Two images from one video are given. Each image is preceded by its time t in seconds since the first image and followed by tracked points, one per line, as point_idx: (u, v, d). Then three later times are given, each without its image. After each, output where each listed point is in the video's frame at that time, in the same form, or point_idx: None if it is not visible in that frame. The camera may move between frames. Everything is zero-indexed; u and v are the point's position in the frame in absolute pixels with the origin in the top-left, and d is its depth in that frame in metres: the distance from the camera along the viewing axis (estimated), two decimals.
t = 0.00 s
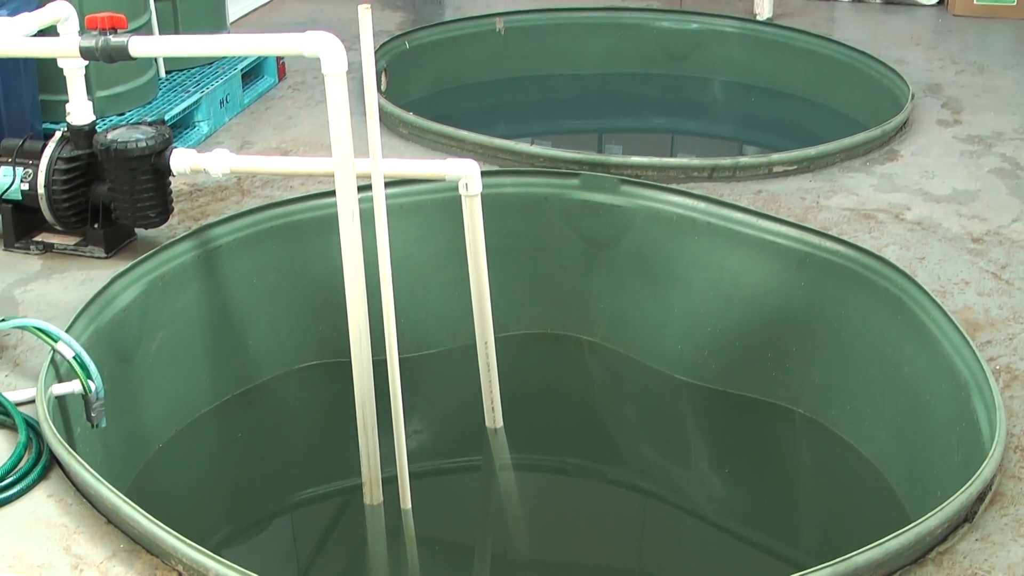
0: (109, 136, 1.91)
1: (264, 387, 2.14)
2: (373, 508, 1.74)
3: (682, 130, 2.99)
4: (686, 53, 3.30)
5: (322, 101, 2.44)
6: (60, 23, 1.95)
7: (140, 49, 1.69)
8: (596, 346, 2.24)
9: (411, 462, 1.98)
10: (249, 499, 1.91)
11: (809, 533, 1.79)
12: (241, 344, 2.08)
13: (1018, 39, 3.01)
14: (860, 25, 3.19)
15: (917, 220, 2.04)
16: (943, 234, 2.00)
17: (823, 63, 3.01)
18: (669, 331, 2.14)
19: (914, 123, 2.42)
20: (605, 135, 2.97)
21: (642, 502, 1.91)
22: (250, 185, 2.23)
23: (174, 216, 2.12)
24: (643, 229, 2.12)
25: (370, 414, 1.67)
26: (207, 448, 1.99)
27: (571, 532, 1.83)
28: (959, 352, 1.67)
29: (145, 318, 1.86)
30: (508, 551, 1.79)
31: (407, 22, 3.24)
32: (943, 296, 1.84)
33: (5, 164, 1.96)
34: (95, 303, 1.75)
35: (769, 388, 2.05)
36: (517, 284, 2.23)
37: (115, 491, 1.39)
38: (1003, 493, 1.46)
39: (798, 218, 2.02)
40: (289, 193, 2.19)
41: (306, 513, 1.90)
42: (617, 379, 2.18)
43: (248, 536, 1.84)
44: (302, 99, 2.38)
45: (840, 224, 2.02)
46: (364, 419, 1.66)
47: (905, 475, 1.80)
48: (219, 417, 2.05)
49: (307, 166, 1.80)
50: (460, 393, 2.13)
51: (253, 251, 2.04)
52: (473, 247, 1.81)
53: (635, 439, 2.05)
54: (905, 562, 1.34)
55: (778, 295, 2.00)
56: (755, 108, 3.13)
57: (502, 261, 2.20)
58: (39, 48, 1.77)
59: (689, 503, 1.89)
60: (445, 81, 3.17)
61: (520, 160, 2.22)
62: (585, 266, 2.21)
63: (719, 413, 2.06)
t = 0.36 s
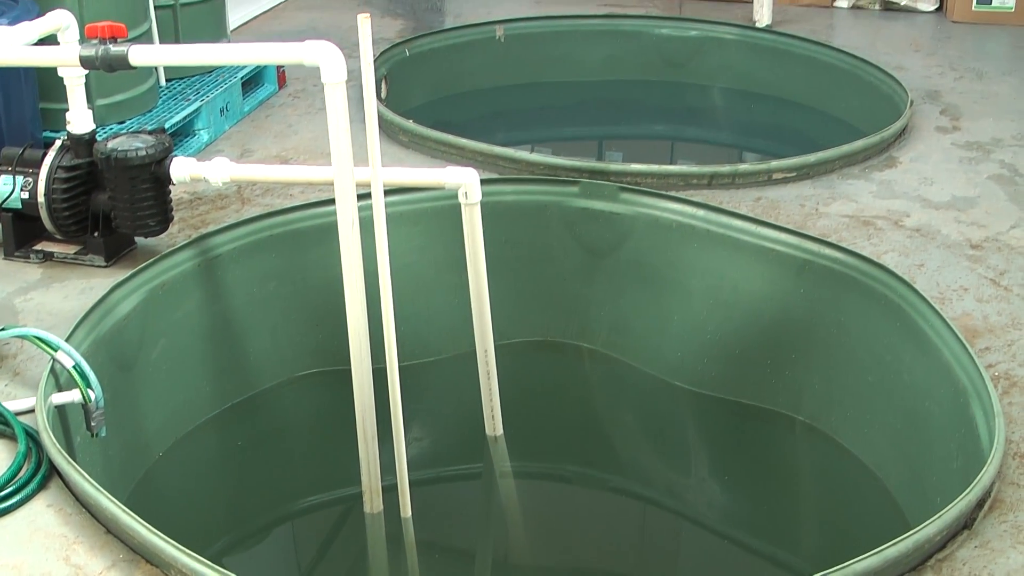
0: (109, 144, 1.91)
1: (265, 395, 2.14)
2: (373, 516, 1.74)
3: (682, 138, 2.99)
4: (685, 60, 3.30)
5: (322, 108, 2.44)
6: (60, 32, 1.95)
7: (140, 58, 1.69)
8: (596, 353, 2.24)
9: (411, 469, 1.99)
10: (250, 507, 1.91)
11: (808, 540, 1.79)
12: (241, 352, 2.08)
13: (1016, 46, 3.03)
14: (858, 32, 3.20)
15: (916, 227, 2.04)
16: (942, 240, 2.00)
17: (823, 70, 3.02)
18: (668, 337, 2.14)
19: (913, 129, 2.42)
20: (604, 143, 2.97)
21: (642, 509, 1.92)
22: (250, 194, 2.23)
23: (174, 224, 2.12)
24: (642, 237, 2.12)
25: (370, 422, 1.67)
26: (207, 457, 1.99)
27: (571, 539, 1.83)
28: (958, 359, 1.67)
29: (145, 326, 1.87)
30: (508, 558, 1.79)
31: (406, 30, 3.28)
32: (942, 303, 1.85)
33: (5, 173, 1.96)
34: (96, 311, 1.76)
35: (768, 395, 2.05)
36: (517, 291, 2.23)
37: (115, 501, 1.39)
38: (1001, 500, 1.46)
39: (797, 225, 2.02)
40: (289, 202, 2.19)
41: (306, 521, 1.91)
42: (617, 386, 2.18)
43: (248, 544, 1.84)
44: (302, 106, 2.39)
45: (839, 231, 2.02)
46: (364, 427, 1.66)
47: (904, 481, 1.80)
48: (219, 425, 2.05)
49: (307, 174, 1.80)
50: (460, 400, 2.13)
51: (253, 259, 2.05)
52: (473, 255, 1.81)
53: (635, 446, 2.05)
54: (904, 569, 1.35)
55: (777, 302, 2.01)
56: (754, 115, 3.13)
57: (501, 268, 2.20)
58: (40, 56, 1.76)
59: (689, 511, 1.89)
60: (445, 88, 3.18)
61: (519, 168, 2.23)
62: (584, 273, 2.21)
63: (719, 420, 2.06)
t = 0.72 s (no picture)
0: (97, 168, 1.91)
1: (253, 418, 2.13)
2: (361, 540, 1.74)
3: (669, 159, 2.99)
4: (674, 80, 3.29)
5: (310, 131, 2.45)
6: (48, 56, 1.95)
7: (128, 82, 1.70)
8: (584, 376, 2.24)
9: (399, 492, 1.98)
10: (238, 532, 1.91)
11: (797, 561, 1.79)
12: (229, 376, 2.08)
13: (1001, 67, 3.07)
14: (844, 54, 3.22)
15: (903, 247, 2.05)
16: (928, 261, 2.01)
17: (812, 92, 3.02)
18: (656, 359, 2.14)
19: (900, 149, 2.44)
20: (592, 163, 2.97)
21: (631, 530, 1.91)
22: (238, 217, 2.23)
23: (162, 248, 2.12)
24: (630, 259, 2.13)
25: (358, 446, 1.67)
26: (195, 480, 1.98)
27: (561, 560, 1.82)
28: (945, 379, 1.67)
29: (134, 350, 1.87)
30: None
31: (395, 52, 3.34)
32: (929, 323, 1.85)
33: None
34: (83, 335, 1.76)
35: (756, 416, 2.04)
36: (504, 313, 2.22)
37: (102, 527, 1.39)
38: (990, 521, 1.46)
39: (785, 246, 2.03)
40: (277, 224, 2.19)
41: (294, 544, 1.90)
42: (606, 409, 2.18)
43: (237, 567, 1.83)
44: (291, 129, 2.39)
45: (827, 252, 2.03)
46: (353, 451, 1.67)
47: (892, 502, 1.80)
48: (207, 448, 2.04)
49: (295, 198, 1.80)
50: (449, 423, 2.13)
51: (241, 282, 2.05)
52: (461, 277, 1.81)
53: (624, 468, 2.05)
54: None
55: (765, 323, 2.01)
56: (742, 136, 3.14)
57: (490, 290, 2.20)
58: (27, 80, 1.76)
59: (678, 532, 1.89)
60: (434, 111, 3.20)
61: (507, 190, 2.24)
62: (572, 295, 2.21)
63: (708, 442, 2.06)
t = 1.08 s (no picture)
0: (85, 199, 1.91)
1: (239, 449, 2.13)
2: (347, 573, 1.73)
3: (656, 191, 2.99)
4: (660, 113, 3.33)
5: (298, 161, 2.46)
6: (36, 87, 1.94)
7: (115, 114, 1.69)
8: (572, 407, 2.23)
9: (387, 524, 1.97)
10: (224, 564, 1.89)
11: None
12: (217, 408, 2.07)
13: (986, 99, 3.11)
14: (831, 87, 3.26)
15: (889, 279, 2.06)
16: (915, 293, 2.02)
17: (800, 124, 3.04)
18: (644, 391, 2.14)
19: (887, 181, 2.46)
20: (580, 196, 2.98)
21: (619, 561, 1.90)
22: (226, 249, 2.24)
23: (150, 278, 2.13)
24: (618, 290, 2.14)
25: (345, 479, 1.66)
26: (182, 512, 1.97)
27: None
28: (932, 412, 1.68)
29: (121, 382, 1.87)
30: None
31: (383, 83, 3.39)
32: (916, 355, 1.85)
33: None
34: (71, 366, 1.76)
35: (744, 447, 2.04)
36: (492, 344, 2.22)
37: (87, 561, 1.38)
38: (976, 554, 1.45)
39: (772, 278, 2.04)
40: (265, 255, 2.20)
41: None
42: (593, 440, 2.18)
43: None
44: (279, 159, 2.40)
45: (814, 284, 2.04)
46: (339, 485, 1.67)
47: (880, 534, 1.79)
48: (194, 480, 2.03)
49: (282, 230, 1.79)
50: (437, 454, 2.13)
51: (229, 313, 2.05)
52: (448, 309, 1.81)
53: (612, 500, 2.05)
54: None
55: (752, 355, 2.02)
56: (730, 166, 3.15)
57: (479, 320, 2.21)
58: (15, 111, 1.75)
59: (667, 564, 1.88)
60: (423, 141, 3.23)
61: (495, 222, 2.25)
62: (560, 327, 2.21)
63: (695, 475, 2.06)
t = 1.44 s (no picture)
0: (74, 227, 1.91)
1: (228, 477, 2.12)
2: None
3: (645, 218, 2.99)
4: (649, 139, 3.33)
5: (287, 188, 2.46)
6: (26, 116, 1.92)
7: (105, 142, 1.68)
8: (561, 435, 2.23)
9: (376, 553, 1.97)
10: None
11: None
12: (205, 436, 2.07)
13: (973, 124, 3.15)
14: (819, 113, 3.28)
15: (878, 306, 2.07)
16: (903, 319, 2.03)
17: (788, 151, 3.06)
18: (633, 418, 2.14)
19: (875, 207, 2.48)
20: (569, 223, 2.98)
21: None
22: (214, 276, 2.25)
23: (139, 305, 2.13)
24: (606, 318, 2.14)
25: (333, 508, 1.66)
26: (170, 541, 1.96)
27: None
28: (921, 439, 1.68)
29: (109, 410, 1.86)
30: None
31: (371, 109, 3.40)
32: (904, 383, 1.86)
33: None
34: (59, 395, 1.76)
35: (733, 474, 2.03)
36: (481, 370, 2.22)
37: None
38: None
39: (760, 305, 2.05)
40: (254, 283, 2.21)
41: None
42: (583, 467, 2.17)
43: None
44: (268, 186, 2.41)
45: (802, 311, 2.05)
46: (328, 513, 1.66)
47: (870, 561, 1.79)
48: (182, 509, 2.02)
49: (271, 257, 1.78)
50: (426, 482, 2.13)
51: (217, 341, 2.05)
52: (437, 337, 1.80)
53: (602, 527, 2.04)
54: None
55: (741, 383, 2.02)
56: (717, 193, 3.15)
57: (468, 347, 2.21)
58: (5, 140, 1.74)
59: None
60: (413, 169, 3.24)
61: (484, 250, 2.26)
62: (548, 354, 2.21)
63: (685, 502, 2.05)
